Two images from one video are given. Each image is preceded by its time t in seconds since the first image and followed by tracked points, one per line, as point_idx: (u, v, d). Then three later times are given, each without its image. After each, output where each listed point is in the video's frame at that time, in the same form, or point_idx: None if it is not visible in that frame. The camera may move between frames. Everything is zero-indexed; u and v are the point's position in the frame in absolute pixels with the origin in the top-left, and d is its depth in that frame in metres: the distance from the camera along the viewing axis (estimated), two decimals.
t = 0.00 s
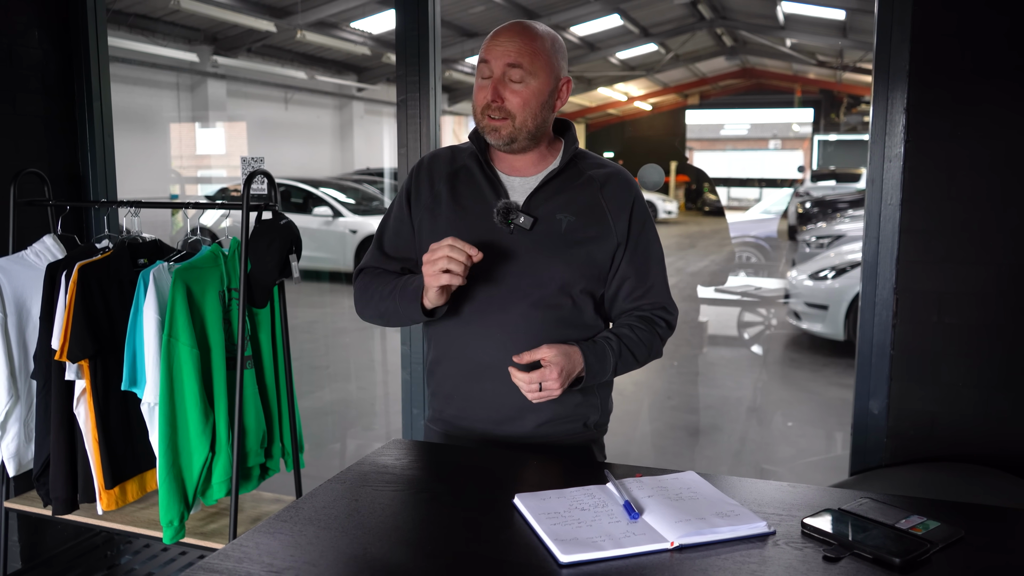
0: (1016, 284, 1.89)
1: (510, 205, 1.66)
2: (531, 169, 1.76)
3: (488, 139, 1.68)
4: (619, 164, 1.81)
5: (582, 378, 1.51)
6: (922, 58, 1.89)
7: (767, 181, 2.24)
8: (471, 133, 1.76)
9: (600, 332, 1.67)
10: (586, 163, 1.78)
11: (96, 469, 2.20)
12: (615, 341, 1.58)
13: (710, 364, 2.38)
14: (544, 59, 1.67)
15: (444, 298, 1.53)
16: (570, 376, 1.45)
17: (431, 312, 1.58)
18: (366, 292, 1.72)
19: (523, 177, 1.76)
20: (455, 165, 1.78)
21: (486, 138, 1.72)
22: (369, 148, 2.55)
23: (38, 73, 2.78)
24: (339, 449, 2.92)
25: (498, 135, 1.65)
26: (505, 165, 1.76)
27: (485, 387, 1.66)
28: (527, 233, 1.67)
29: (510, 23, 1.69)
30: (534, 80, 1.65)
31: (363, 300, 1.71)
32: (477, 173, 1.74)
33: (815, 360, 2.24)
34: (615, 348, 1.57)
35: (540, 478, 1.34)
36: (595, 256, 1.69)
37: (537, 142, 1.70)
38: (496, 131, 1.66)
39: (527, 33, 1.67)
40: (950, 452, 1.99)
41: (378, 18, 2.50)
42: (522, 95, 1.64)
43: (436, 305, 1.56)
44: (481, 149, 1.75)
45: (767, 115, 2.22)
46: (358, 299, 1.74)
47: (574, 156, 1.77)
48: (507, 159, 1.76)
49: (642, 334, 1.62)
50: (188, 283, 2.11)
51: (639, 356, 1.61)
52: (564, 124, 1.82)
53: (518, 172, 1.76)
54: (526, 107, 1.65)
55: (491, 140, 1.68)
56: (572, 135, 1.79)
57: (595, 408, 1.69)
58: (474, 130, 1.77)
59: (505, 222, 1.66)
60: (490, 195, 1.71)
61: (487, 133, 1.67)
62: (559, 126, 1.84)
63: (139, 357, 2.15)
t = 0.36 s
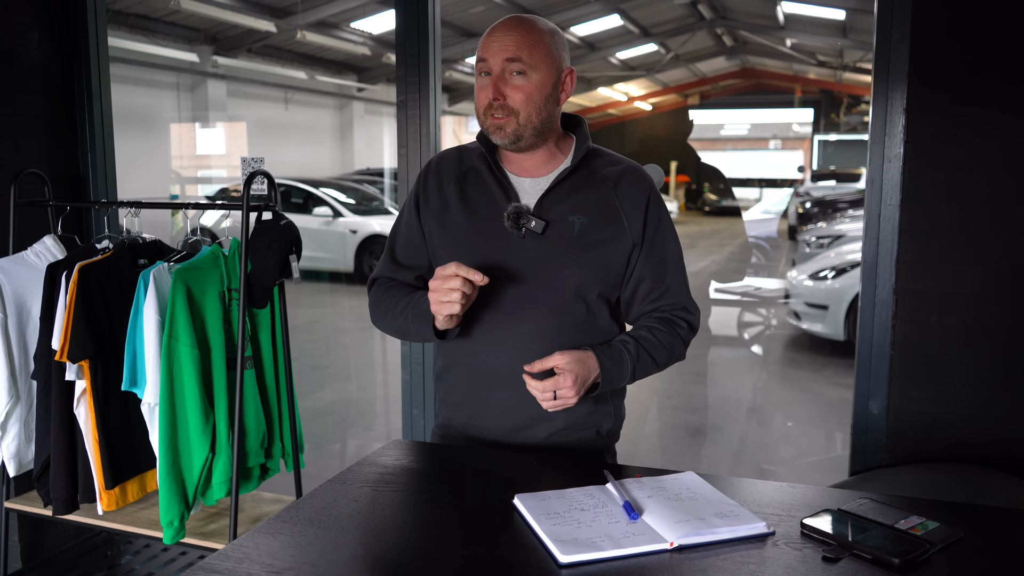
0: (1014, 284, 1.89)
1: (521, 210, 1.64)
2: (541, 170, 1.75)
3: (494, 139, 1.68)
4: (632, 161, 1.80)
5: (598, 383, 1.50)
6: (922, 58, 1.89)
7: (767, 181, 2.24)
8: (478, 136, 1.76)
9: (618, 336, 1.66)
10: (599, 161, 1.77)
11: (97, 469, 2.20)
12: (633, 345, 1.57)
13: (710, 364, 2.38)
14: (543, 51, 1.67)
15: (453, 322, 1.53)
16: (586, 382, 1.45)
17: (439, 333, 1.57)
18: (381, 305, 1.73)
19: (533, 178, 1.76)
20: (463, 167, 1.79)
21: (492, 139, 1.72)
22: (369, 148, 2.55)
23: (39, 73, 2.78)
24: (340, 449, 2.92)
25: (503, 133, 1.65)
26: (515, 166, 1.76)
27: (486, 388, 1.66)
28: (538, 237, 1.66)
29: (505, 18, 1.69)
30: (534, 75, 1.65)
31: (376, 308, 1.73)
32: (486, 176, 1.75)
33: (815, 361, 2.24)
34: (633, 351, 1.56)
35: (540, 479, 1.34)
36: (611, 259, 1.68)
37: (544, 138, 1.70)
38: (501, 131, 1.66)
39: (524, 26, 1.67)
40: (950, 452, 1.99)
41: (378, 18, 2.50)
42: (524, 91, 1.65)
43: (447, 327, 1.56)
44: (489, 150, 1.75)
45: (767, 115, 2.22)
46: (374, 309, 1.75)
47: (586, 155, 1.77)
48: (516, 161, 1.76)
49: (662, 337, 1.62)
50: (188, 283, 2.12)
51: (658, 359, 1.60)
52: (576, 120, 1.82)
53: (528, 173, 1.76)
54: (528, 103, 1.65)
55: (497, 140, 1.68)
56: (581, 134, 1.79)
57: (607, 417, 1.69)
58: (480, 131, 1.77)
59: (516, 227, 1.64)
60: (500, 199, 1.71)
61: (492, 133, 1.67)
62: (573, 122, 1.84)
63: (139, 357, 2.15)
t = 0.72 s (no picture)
0: (1014, 284, 1.89)
1: (522, 212, 1.65)
2: (543, 171, 1.76)
3: (496, 139, 1.68)
4: (634, 162, 1.80)
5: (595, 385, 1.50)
6: (921, 58, 1.89)
7: (768, 181, 2.24)
8: (478, 135, 1.76)
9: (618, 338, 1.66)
10: (600, 162, 1.77)
11: (97, 469, 2.20)
12: (631, 347, 1.56)
13: (710, 364, 2.38)
14: (546, 52, 1.66)
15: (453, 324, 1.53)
16: (583, 382, 1.45)
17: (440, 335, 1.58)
18: (381, 304, 1.73)
19: (534, 179, 1.76)
20: (463, 167, 1.79)
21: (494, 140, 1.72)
22: (369, 148, 2.55)
23: (39, 73, 2.78)
24: (340, 449, 2.92)
25: (506, 134, 1.65)
26: (516, 167, 1.77)
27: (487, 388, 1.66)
28: (539, 240, 1.66)
29: (508, 18, 1.69)
30: (537, 76, 1.65)
31: (376, 308, 1.74)
32: (487, 176, 1.75)
33: (815, 361, 2.24)
34: (632, 352, 1.56)
35: (539, 479, 1.34)
36: (611, 261, 1.68)
37: (546, 139, 1.70)
38: (503, 132, 1.66)
39: (527, 26, 1.67)
40: (949, 452, 1.99)
41: (378, 18, 2.50)
42: (527, 92, 1.64)
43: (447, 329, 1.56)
44: (490, 151, 1.75)
45: (768, 115, 2.22)
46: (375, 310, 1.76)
47: (588, 156, 1.76)
48: (517, 161, 1.76)
49: (660, 339, 1.61)
50: (188, 283, 2.12)
51: (657, 361, 1.60)
52: (577, 120, 1.82)
53: (529, 175, 1.76)
54: (531, 104, 1.65)
55: (499, 141, 1.68)
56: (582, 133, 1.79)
57: (609, 418, 1.69)
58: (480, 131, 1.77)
59: (517, 228, 1.65)
60: (500, 200, 1.71)
61: (495, 133, 1.67)
62: (574, 122, 1.83)
63: (139, 358, 2.15)
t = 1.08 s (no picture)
0: (1014, 284, 1.89)
1: (517, 211, 1.65)
2: (539, 172, 1.76)
3: (493, 139, 1.68)
4: (629, 163, 1.80)
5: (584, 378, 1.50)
6: (922, 58, 1.89)
7: (768, 181, 2.24)
8: (476, 135, 1.76)
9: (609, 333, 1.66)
10: (596, 163, 1.77)
11: (96, 469, 2.20)
12: (622, 341, 1.57)
13: (710, 364, 2.37)
14: (544, 53, 1.66)
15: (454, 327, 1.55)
16: (574, 371, 1.44)
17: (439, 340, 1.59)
18: (380, 301, 1.73)
19: (530, 180, 1.76)
20: (460, 166, 1.79)
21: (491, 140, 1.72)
22: (369, 148, 2.55)
23: (39, 73, 2.78)
24: (339, 449, 2.92)
25: (503, 134, 1.65)
26: (513, 168, 1.76)
27: (487, 388, 1.66)
28: (534, 240, 1.66)
29: (506, 20, 1.68)
30: (535, 77, 1.65)
31: (376, 306, 1.73)
32: (483, 175, 1.75)
33: (815, 360, 2.23)
34: (623, 347, 1.56)
35: (539, 478, 1.34)
36: (605, 262, 1.68)
37: (543, 140, 1.70)
38: (501, 132, 1.65)
39: (526, 28, 1.66)
40: (950, 452, 1.99)
41: (378, 18, 2.50)
42: (525, 93, 1.64)
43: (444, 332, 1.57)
44: (487, 150, 1.75)
45: (768, 115, 2.22)
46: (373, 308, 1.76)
47: (583, 156, 1.76)
48: (513, 161, 1.76)
49: (652, 335, 1.61)
50: (188, 283, 2.12)
51: (648, 358, 1.60)
52: (573, 121, 1.82)
53: (525, 175, 1.76)
54: (529, 105, 1.65)
55: (497, 141, 1.68)
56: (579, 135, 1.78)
57: (601, 415, 1.69)
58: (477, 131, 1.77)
59: (512, 228, 1.65)
60: (496, 200, 1.71)
61: (492, 133, 1.67)
62: (569, 123, 1.83)
63: (139, 357, 2.15)
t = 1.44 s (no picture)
0: (1015, 284, 1.88)
1: (506, 201, 1.64)
2: (529, 165, 1.75)
3: (488, 134, 1.67)
4: (619, 154, 1.78)
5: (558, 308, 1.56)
6: (923, 58, 1.89)
7: (768, 181, 2.23)
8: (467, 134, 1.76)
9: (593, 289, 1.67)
10: (583, 153, 1.76)
11: (96, 469, 2.20)
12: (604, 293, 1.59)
13: (710, 364, 2.37)
14: (528, 44, 1.68)
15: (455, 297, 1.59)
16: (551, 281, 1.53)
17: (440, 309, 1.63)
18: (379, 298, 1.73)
19: (520, 173, 1.75)
20: (454, 162, 1.79)
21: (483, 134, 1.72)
22: (369, 148, 2.55)
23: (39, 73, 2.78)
24: (340, 449, 2.92)
25: (497, 126, 1.65)
26: (505, 162, 1.76)
27: (487, 387, 1.66)
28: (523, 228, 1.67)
29: (488, 20, 1.71)
30: (522, 67, 1.66)
31: (375, 305, 1.73)
32: (476, 170, 1.75)
33: (815, 360, 2.23)
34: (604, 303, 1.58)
35: (539, 478, 1.33)
36: (593, 248, 1.68)
37: (536, 130, 1.70)
38: (495, 124, 1.65)
39: (508, 23, 1.69)
40: (950, 451, 1.98)
41: (378, 18, 2.50)
42: (514, 83, 1.65)
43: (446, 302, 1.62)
44: (479, 146, 1.76)
45: (768, 115, 2.22)
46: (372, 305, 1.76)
47: (570, 146, 1.76)
48: (506, 156, 1.76)
49: (636, 301, 1.62)
50: (188, 282, 2.11)
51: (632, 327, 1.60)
52: (562, 116, 1.81)
53: (516, 169, 1.75)
54: (519, 95, 1.65)
55: (491, 135, 1.67)
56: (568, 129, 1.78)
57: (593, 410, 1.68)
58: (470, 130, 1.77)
59: (500, 217, 1.65)
60: (488, 192, 1.71)
61: (486, 127, 1.66)
62: (559, 119, 1.83)
63: (139, 357, 2.15)
